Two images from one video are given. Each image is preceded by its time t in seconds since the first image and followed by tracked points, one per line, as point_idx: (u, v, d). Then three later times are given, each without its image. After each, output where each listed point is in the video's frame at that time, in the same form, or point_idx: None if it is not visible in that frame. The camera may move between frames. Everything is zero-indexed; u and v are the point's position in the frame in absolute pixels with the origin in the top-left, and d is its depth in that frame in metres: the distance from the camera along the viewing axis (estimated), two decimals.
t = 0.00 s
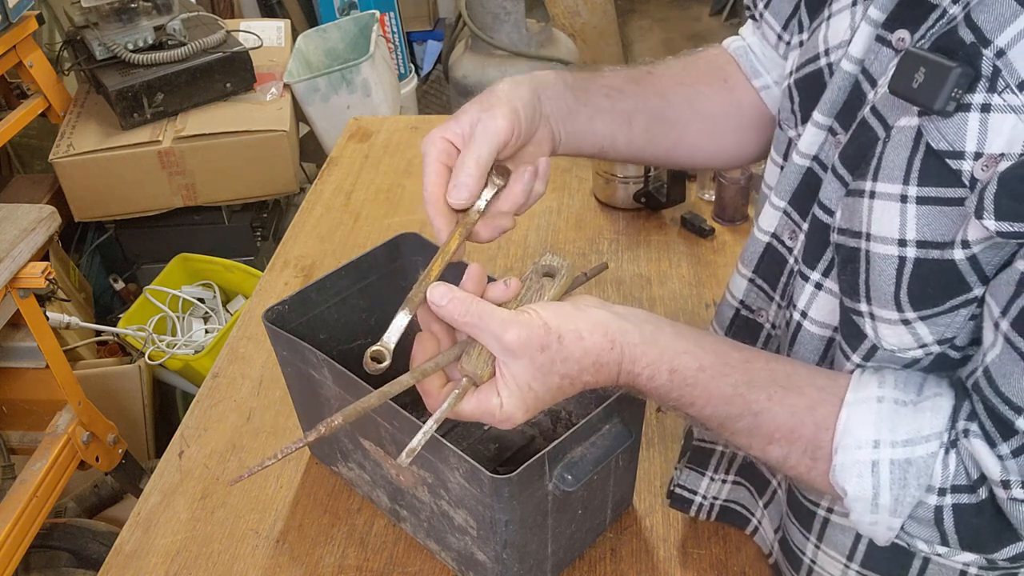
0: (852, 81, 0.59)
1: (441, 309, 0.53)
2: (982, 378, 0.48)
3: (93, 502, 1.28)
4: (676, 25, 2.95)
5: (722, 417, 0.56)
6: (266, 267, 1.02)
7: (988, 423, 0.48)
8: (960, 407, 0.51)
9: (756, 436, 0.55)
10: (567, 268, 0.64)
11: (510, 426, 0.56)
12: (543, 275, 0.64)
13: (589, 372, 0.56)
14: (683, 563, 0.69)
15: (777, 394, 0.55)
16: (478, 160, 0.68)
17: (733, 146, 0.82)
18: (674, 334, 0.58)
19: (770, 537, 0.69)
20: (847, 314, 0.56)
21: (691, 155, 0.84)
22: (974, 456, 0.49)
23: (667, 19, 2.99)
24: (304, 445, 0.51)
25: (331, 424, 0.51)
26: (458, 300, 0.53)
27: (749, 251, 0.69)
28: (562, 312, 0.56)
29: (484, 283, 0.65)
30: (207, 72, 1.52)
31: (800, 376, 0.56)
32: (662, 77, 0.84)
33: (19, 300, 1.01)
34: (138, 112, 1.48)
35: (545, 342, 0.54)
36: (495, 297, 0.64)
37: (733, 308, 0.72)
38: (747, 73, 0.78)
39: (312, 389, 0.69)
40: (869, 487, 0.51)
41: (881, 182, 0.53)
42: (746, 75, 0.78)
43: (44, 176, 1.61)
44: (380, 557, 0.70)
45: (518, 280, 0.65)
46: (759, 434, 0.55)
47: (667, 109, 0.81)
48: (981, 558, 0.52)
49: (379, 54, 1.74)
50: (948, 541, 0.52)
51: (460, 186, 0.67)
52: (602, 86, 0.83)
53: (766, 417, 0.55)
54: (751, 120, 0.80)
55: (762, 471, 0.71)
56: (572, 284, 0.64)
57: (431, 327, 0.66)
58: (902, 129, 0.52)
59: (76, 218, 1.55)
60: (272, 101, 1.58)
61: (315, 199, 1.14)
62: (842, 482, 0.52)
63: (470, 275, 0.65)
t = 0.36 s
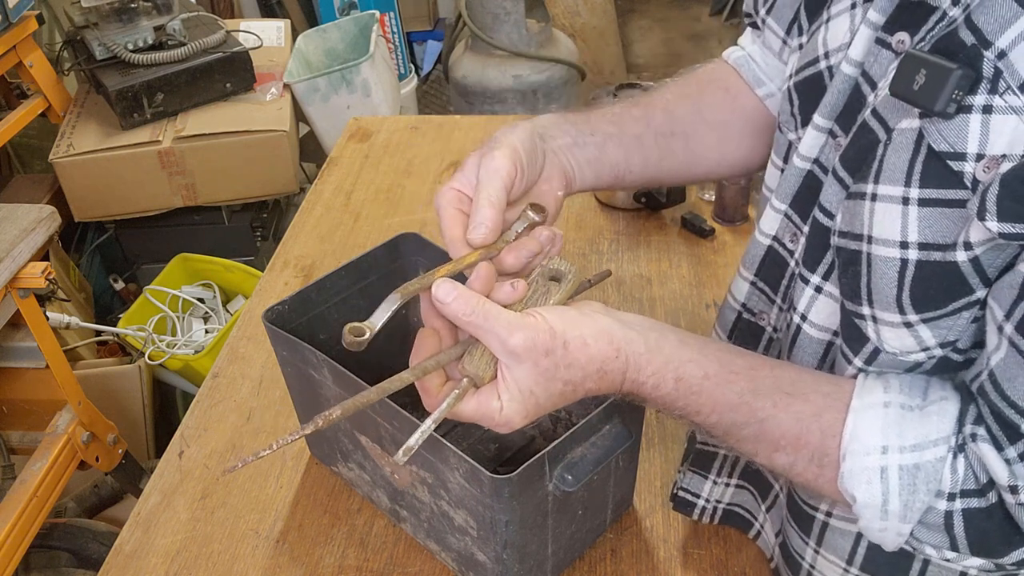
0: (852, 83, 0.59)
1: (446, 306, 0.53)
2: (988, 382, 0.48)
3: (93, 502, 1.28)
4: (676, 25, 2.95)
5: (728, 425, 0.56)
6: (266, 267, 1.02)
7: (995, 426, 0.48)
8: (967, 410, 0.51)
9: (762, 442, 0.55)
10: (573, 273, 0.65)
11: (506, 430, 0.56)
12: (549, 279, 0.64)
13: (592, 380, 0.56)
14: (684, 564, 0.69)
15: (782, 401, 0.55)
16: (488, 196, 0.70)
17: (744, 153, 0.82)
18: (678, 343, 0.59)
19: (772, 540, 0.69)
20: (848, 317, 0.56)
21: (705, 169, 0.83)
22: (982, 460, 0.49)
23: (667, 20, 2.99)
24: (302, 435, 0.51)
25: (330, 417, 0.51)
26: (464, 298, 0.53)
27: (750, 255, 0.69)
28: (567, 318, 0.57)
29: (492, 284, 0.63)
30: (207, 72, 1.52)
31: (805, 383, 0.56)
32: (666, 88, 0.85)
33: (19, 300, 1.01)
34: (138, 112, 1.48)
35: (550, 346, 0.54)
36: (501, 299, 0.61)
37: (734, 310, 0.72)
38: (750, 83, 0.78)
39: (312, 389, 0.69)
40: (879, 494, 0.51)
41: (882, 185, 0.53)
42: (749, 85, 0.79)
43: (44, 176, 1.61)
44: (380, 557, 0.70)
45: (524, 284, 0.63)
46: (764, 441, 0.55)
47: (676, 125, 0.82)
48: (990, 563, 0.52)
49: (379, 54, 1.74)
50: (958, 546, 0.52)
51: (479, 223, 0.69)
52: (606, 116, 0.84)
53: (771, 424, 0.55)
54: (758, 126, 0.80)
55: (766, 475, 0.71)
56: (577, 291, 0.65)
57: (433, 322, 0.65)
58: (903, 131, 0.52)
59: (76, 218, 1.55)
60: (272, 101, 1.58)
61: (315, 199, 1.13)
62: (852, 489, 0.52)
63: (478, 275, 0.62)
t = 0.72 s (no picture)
0: (859, 83, 0.60)
1: (457, 325, 0.54)
2: (1009, 393, 0.48)
3: (93, 502, 1.28)
4: (676, 25, 2.95)
5: (747, 444, 0.56)
6: (266, 267, 1.02)
7: (1018, 439, 0.48)
8: (985, 423, 0.51)
9: (782, 462, 0.55)
10: (583, 292, 0.64)
11: (514, 451, 0.56)
12: (560, 300, 0.64)
13: (604, 403, 0.57)
14: (684, 564, 0.69)
15: (800, 421, 0.54)
16: (492, 188, 0.69)
17: (744, 158, 0.82)
18: (693, 364, 0.59)
19: (771, 540, 0.69)
20: (858, 320, 0.56)
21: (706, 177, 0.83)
22: (1006, 473, 0.49)
23: (668, 19, 2.99)
24: (304, 460, 0.48)
25: (335, 439, 0.48)
26: (474, 319, 0.53)
27: (752, 255, 0.69)
28: (580, 338, 0.57)
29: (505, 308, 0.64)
30: (207, 72, 1.52)
31: (821, 400, 0.55)
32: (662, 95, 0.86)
33: (19, 300, 1.01)
34: (138, 112, 1.48)
35: (563, 367, 0.54)
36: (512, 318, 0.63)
37: (735, 311, 0.72)
38: (747, 89, 0.78)
39: (312, 389, 0.69)
40: (903, 512, 0.51)
41: (894, 186, 0.53)
42: (745, 91, 0.79)
43: (44, 176, 1.61)
44: (380, 557, 0.70)
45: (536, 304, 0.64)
46: (785, 461, 0.55)
47: (671, 133, 0.82)
48: None
49: (379, 54, 1.74)
50: (983, 560, 0.52)
51: (483, 207, 0.66)
52: (601, 126, 0.84)
53: (790, 444, 0.54)
54: (757, 131, 0.80)
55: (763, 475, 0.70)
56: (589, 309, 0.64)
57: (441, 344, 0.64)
58: (915, 133, 0.52)
59: (76, 217, 1.55)
60: (272, 101, 1.58)
61: (315, 200, 1.14)
62: (875, 508, 0.52)
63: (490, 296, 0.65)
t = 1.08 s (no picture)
0: (860, 81, 0.60)
1: (500, 336, 0.53)
2: None
3: (93, 502, 1.28)
4: (675, 25, 2.95)
5: (785, 465, 0.56)
6: (266, 267, 1.02)
7: None
8: (1016, 438, 0.50)
9: (822, 482, 0.55)
10: (626, 316, 0.64)
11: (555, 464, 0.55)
12: (603, 322, 0.64)
13: (642, 419, 0.56)
14: (684, 564, 0.69)
15: (839, 439, 0.54)
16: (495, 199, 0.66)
17: (738, 166, 0.82)
18: (731, 384, 0.58)
19: (772, 531, 0.70)
20: (874, 323, 0.56)
21: (701, 185, 0.83)
22: None
23: (667, 19, 2.99)
24: (344, 448, 0.51)
25: (374, 433, 0.50)
26: (519, 330, 0.53)
27: (748, 254, 0.69)
28: (622, 355, 0.56)
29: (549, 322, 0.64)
30: (207, 72, 1.52)
31: (858, 419, 0.55)
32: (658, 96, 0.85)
33: (20, 300, 1.01)
34: (138, 112, 1.48)
35: (604, 382, 0.54)
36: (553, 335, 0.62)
37: (731, 310, 0.71)
38: (744, 93, 0.78)
39: (312, 389, 0.69)
40: (940, 536, 0.51)
41: (908, 189, 0.53)
42: (741, 95, 0.78)
43: (44, 176, 1.61)
44: (380, 557, 0.70)
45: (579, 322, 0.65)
46: (825, 480, 0.54)
47: (666, 141, 0.81)
48: None
49: (379, 54, 1.74)
50: None
51: (484, 218, 0.63)
52: (596, 131, 0.82)
53: (830, 463, 0.54)
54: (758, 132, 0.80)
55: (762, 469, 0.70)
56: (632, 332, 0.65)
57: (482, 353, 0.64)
58: (927, 134, 0.53)
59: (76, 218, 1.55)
60: (272, 101, 1.58)
61: (315, 199, 1.14)
62: (911, 535, 0.52)
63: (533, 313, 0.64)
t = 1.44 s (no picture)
0: (859, 79, 0.60)
1: (534, 310, 0.53)
2: None
3: (93, 502, 1.28)
4: (676, 26, 2.95)
5: (793, 467, 0.55)
6: (266, 267, 1.02)
7: None
8: (1017, 440, 0.50)
9: (830, 484, 0.54)
10: (654, 316, 0.64)
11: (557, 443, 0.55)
12: (629, 318, 0.65)
13: (654, 416, 0.56)
14: (683, 564, 0.69)
15: (846, 440, 0.54)
16: (484, 208, 0.64)
17: (728, 171, 0.82)
18: (742, 388, 0.58)
19: (770, 528, 0.70)
20: (877, 321, 0.56)
21: (697, 185, 0.84)
22: None
23: (667, 19, 2.99)
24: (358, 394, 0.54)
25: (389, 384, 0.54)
26: (552, 306, 0.53)
27: (747, 253, 0.68)
28: (648, 354, 0.55)
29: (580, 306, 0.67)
30: (207, 72, 1.52)
31: (864, 420, 0.55)
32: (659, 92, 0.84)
33: (19, 300, 1.01)
34: (138, 112, 1.48)
35: (625, 380, 0.53)
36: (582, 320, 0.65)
37: (727, 310, 0.71)
38: (740, 96, 0.79)
39: (312, 389, 0.69)
40: (941, 539, 0.51)
41: (908, 188, 0.53)
42: (739, 98, 0.79)
43: (44, 176, 1.61)
44: (380, 557, 0.70)
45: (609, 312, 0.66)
46: (833, 482, 0.54)
47: (666, 144, 0.80)
48: None
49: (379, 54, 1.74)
50: None
51: (474, 235, 0.61)
52: (598, 127, 0.81)
53: (837, 465, 0.54)
54: (756, 132, 0.80)
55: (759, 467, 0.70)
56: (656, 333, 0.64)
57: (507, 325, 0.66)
58: (926, 133, 0.53)
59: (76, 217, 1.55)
60: (272, 101, 1.58)
61: (315, 199, 1.13)
62: (913, 539, 0.52)
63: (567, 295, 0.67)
